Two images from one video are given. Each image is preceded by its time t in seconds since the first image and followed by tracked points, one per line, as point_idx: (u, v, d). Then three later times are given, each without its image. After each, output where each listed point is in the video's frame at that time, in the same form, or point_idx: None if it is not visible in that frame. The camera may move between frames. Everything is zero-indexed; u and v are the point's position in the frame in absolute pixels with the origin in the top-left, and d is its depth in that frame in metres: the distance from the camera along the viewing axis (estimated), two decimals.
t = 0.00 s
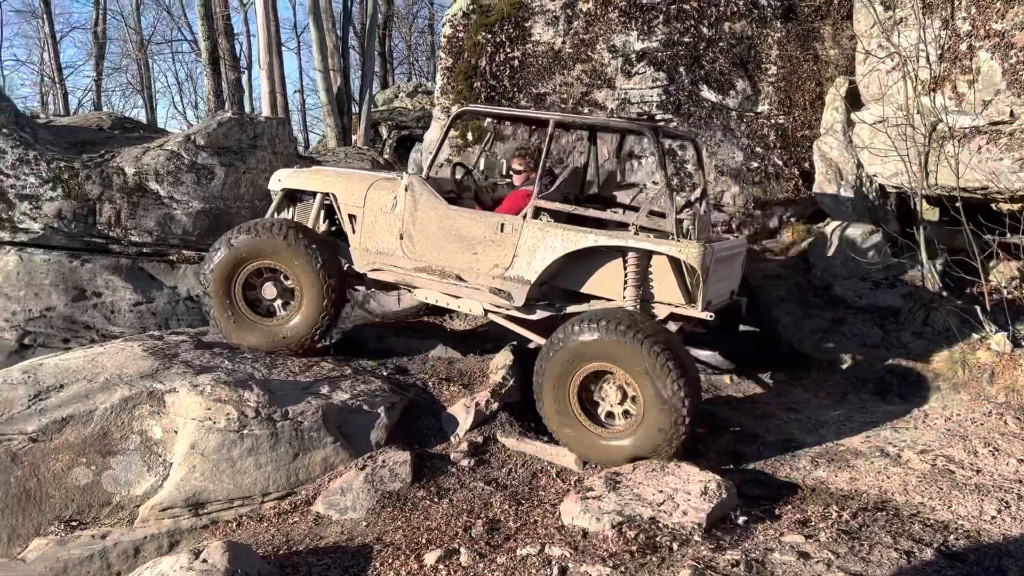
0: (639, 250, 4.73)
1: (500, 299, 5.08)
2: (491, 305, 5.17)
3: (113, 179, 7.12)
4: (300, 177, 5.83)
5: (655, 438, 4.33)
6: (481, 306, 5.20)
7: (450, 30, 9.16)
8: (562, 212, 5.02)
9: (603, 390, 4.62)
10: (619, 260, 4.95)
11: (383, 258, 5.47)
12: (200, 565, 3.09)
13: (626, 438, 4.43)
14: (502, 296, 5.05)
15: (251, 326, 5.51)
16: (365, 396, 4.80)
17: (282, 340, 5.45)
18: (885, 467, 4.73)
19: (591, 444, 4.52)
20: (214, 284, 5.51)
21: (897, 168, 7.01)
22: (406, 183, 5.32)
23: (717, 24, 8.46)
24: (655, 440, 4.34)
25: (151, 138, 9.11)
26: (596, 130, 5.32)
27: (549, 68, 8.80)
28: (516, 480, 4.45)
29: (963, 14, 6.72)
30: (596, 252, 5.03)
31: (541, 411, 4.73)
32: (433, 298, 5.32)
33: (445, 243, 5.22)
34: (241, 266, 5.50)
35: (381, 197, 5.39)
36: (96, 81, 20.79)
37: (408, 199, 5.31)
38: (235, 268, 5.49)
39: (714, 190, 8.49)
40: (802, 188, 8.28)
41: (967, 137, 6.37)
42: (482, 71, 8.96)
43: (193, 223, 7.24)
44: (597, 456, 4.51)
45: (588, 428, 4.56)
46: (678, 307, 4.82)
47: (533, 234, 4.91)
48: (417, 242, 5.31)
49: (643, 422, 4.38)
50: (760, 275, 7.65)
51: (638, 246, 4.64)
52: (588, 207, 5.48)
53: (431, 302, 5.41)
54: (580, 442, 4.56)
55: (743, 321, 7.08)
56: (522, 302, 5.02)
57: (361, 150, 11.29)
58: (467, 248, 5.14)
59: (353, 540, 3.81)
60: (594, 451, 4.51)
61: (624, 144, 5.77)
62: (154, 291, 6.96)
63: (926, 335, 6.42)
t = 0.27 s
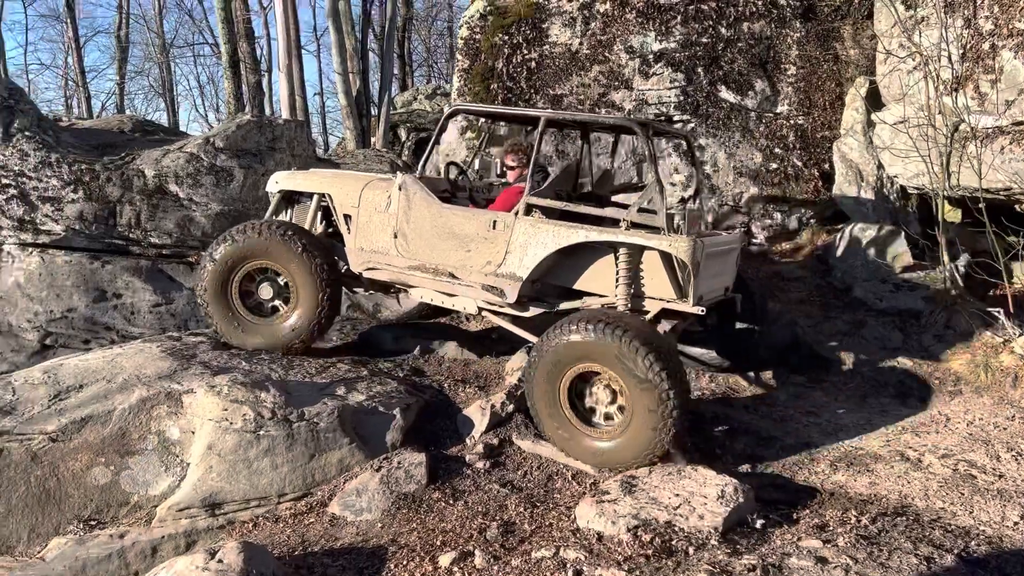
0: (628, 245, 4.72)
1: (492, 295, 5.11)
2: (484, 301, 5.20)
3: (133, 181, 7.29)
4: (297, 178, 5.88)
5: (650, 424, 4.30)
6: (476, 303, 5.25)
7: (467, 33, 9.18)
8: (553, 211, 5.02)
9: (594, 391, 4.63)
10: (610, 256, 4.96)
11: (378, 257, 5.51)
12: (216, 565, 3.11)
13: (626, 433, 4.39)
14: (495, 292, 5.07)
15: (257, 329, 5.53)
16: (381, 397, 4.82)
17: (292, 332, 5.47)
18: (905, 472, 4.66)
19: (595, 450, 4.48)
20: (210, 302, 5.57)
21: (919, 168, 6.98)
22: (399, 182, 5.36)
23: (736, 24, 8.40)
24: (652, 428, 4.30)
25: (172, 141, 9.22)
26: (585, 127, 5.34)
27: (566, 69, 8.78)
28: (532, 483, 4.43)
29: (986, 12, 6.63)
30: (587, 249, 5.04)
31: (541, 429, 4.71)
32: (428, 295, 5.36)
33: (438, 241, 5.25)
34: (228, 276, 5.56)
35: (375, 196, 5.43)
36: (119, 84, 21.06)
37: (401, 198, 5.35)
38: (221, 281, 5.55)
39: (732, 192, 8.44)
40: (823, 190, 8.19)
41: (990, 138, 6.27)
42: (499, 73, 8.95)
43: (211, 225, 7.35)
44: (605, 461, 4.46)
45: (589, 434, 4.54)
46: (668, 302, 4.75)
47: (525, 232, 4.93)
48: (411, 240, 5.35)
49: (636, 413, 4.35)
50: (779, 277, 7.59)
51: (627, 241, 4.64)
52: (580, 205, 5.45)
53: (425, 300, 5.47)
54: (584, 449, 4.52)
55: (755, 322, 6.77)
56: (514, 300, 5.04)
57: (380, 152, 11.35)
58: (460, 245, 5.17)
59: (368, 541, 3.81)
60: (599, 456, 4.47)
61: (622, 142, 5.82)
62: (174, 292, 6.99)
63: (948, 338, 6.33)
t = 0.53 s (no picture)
0: (626, 245, 4.72)
1: (490, 295, 5.13)
2: (483, 300, 5.22)
3: (157, 182, 7.42)
4: (297, 178, 5.91)
5: (652, 406, 4.26)
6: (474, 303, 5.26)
7: (488, 33, 9.15)
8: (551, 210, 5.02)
9: (592, 391, 4.59)
10: (608, 256, 4.99)
11: (377, 257, 5.54)
12: (234, 565, 3.13)
13: (632, 424, 4.33)
14: (493, 291, 5.09)
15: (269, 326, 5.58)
16: (400, 398, 4.82)
17: (304, 318, 5.51)
18: (931, 477, 4.57)
19: (606, 448, 4.41)
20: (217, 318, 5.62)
21: (947, 168, 6.96)
22: (398, 182, 5.38)
23: (760, 23, 8.31)
24: (655, 411, 4.25)
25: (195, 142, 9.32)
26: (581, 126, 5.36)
27: (587, 69, 8.73)
28: (551, 485, 4.40)
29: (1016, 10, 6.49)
30: (584, 250, 5.05)
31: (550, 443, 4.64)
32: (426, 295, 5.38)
33: (436, 241, 5.26)
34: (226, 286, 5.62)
35: (374, 196, 5.45)
36: (145, 87, 21.36)
37: (400, 198, 5.36)
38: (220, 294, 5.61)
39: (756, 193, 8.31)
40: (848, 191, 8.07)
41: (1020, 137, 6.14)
42: (520, 73, 8.93)
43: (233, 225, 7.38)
44: (618, 456, 4.37)
45: (598, 435, 4.47)
46: (667, 302, 4.75)
47: (522, 231, 4.93)
48: (410, 239, 5.37)
49: (635, 400, 4.31)
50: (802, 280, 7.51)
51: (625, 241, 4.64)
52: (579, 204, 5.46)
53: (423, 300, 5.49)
54: (595, 451, 4.44)
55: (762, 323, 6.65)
56: (512, 301, 5.06)
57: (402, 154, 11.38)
58: (458, 245, 5.18)
59: (386, 543, 3.81)
60: (610, 454, 4.39)
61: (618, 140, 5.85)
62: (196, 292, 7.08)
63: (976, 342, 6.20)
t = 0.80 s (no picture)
0: (627, 241, 4.71)
1: (494, 291, 5.12)
2: (487, 297, 5.22)
3: (182, 184, 7.50)
4: (304, 176, 6.00)
5: (646, 398, 4.20)
6: (478, 299, 5.26)
7: (512, 35, 9.12)
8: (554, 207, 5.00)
9: (591, 396, 4.56)
10: (611, 253, 4.94)
11: (382, 253, 5.57)
12: (252, 569, 3.11)
13: (632, 421, 4.27)
14: (496, 287, 5.08)
15: (285, 320, 5.58)
16: (421, 402, 4.79)
17: (317, 300, 5.52)
18: (964, 488, 4.43)
19: (614, 451, 4.34)
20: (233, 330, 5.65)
21: (981, 171, 6.75)
22: (402, 179, 5.43)
23: (788, 24, 8.17)
24: (651, 403, 4.19)
25: (220, 145, 9.40)
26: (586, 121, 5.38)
27: (612, 71, 8.64)
28: (573, 492, 4.34)
29: None
30: (587, 246, 5.01)
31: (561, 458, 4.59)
32: (430, 291, 5.38)
33: (440, 237, 5.28)
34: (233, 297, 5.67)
35: (379, 192, 5.52)
36: (175, 91, 21.66)
37: (405, 194, 5.41)
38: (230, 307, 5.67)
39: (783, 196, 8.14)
40: (878, 194, 7.88)
41: None
42: (543, 75, 8.88)
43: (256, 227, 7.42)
44: (626, 457, 4.29)
45: (604, 439, 4.41)
46: (671, 299, 4.71)
47: (525, 227, 4.91)
48: (414, 235, 5.40)
49: (629, 396, 4.27)
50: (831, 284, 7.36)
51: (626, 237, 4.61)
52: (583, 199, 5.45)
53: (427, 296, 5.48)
54: (603, 456, 4.38)
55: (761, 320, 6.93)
56: (515, 296, 5.04)
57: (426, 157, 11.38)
58: (462, 241, 5.18)
59: (406, 548, 3.77)
60: (618, 456, 4.31)
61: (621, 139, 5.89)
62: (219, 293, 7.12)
63: (1012, 348, 6.02)
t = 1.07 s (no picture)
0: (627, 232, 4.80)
1: (494, 285, 5.20)
2: (487, 292, 5.31)
3: (209, 187, 7.54)
4: (305, 175, 6.09)
5: (638, 385, 4.11)
6: (479, 295, 5.36)
7: (539, 37, 9.07)
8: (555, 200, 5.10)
9: (591, 400, 4.48)
10: (612, 246, 5.02)
11: (383, 250, 5.67)
12: None
13: (630, 413, 4.18)
14: (496, 281, 5.17)
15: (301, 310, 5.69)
16: (445, 407, 4.73)
17: (326, 280, 5.61)
18: (1008, 503, 4.24)
19: (618, 449, 4.21)
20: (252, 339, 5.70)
21: None
22: (404, 175, 5.52)
23: (822, 23, 8.00)
24: (643, 390, 4.10)
25: (249, 147, 9.48)
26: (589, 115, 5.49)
27: (641, 72, 8.51)
28: (599, 501, 4.24)
29: None
30: (588, 240, 5.10)
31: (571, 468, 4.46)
32: (432, 286, 5.47)
33: (441, 233, 5.38)
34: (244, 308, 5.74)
35: (381, 189, 5.62)
36: (208, 95, 21.95)
37: (405, 191, 5.50)
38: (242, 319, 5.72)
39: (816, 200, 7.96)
40: (915, 198, 7.67)
41: None
42: (571, 76, 8.80)
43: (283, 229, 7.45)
44: (631, 453, 4.15)
45: (608, 439, 4.30)
46: (672, 291, 4.75)
47: (526, 221, 5.01)
48: (416, 231, 5.49)
49: (622, 387, 4.20)
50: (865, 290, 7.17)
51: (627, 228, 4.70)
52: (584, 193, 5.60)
53: (428, 292, 5.56)
54: (609, 455, 4.25)
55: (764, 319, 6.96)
56: (516, 289, 5.13)
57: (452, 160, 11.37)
58: (464, 235, 5.28)
59: (428, 556, 3.71)
60: (626, 449, 4.17)
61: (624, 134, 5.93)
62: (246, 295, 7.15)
63: None
